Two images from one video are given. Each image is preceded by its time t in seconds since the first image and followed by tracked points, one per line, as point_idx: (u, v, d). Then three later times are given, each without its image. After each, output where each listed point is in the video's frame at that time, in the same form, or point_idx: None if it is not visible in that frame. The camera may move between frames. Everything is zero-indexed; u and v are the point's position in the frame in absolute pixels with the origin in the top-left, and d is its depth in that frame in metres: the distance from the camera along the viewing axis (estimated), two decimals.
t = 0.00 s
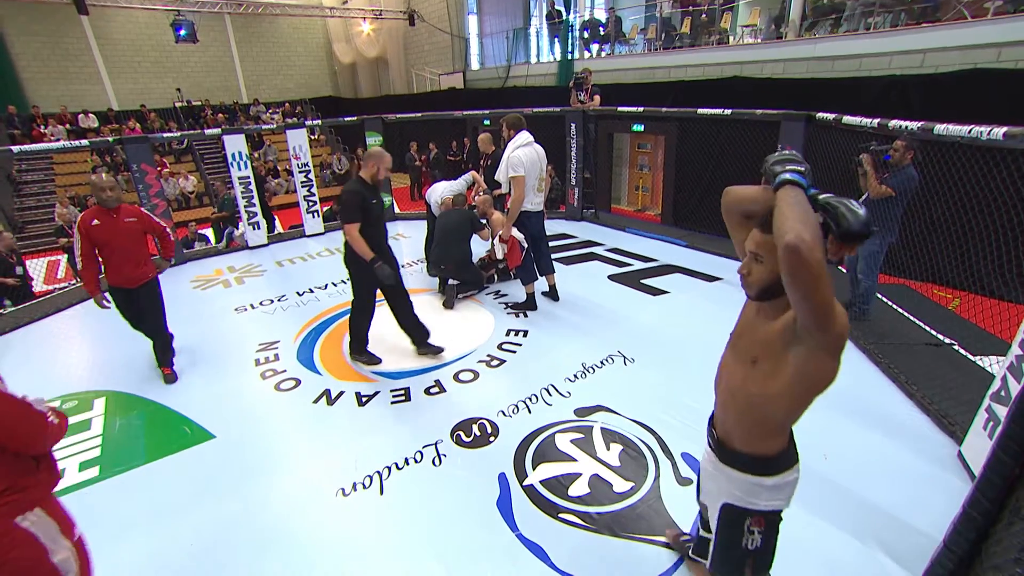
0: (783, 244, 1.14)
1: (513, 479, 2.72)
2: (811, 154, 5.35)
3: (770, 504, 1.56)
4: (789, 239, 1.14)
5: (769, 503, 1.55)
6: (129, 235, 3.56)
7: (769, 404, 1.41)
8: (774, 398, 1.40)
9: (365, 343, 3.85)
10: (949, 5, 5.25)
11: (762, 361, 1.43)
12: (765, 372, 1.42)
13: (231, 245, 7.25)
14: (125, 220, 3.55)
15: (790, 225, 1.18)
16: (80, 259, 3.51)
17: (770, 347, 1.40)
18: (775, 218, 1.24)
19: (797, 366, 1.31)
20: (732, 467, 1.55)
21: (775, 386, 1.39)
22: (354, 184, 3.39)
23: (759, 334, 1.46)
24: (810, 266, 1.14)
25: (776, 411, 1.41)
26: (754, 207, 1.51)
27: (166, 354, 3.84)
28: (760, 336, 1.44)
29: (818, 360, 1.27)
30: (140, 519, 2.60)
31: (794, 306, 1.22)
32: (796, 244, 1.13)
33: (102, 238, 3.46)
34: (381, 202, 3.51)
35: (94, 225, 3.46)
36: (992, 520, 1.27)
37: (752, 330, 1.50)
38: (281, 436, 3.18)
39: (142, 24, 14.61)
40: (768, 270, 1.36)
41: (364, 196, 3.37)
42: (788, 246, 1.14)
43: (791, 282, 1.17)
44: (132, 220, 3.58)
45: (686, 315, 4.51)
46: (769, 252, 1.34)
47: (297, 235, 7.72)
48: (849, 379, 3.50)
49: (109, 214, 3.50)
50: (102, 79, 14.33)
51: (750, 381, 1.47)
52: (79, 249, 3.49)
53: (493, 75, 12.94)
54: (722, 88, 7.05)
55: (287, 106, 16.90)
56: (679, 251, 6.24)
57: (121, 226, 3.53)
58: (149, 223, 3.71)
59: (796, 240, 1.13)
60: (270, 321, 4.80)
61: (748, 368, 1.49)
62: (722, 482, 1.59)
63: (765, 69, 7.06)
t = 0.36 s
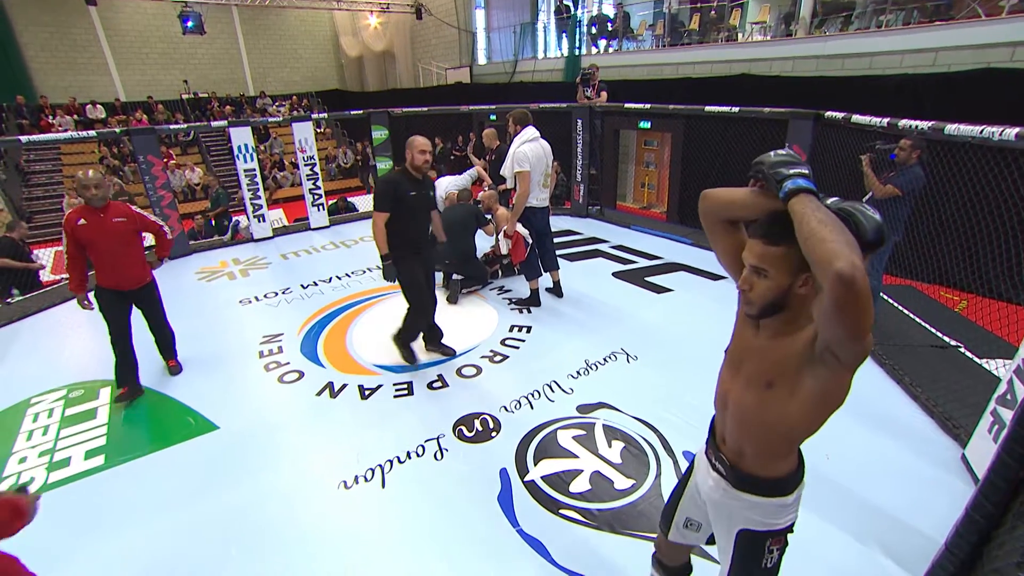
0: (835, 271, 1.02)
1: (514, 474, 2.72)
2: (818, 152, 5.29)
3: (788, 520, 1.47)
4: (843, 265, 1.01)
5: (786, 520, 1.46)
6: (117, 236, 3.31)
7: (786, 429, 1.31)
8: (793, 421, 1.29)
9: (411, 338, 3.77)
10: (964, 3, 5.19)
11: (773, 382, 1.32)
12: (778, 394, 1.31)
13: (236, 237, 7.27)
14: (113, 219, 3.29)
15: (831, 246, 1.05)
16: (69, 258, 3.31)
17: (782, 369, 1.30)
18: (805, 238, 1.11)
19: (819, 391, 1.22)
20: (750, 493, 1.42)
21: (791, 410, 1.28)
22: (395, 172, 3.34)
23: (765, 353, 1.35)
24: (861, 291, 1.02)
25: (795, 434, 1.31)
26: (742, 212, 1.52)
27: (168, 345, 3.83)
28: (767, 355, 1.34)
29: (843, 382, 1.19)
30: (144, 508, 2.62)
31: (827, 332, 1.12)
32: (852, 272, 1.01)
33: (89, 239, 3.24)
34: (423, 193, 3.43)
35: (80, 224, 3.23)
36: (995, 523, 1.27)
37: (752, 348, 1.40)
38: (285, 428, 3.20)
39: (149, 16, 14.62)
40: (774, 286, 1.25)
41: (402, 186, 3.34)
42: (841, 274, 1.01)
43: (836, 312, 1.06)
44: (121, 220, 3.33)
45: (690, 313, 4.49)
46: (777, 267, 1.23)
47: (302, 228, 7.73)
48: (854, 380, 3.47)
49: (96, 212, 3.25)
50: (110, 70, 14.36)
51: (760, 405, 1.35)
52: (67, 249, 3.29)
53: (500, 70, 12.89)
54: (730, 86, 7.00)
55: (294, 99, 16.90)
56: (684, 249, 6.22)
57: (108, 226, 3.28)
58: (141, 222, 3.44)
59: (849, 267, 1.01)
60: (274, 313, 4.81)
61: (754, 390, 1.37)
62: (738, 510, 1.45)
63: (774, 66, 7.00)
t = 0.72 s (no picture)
0: (806, 267, 0.97)
1: (523, 468, 2.73)
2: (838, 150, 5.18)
3: (750, 538, 1.46)
4: (815, 260, 0.96)
5: (747, 538, 1.45)
6: (108, 233, 3.10)
7: (749, 438, 1.27)
8: (756, 432, 1.25)
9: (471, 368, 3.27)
10: None
11: (735, 391, 1.27)
12: (740, 404, 1.27)
13: (251, 227, 7.35)
14: (102, 215, 3.08)
15: (800, 240, 1.00)
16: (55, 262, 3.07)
17: (743, 376, 1.26)
18: (772, 234, 1.06)
19: (784, 398, 1.19)
20: (713, 510, 1.40)
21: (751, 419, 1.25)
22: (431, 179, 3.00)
23: (725, 361, 1.31)
24: (832, 289, 0.98)
25: (757, 447, 1.28)
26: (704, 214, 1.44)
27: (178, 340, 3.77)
28: (727, 363, 1.29)
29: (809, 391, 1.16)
30: (160, 493, 2.67)
31: (795, 333, 1.07)
32: (824, 267, 0.96)
33: (78, 240, 3.02)
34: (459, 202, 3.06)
35: (66, 224, 3.00)
36: (1012, 531, 1.25)
37: (712, 355, 1.35)
38: (297, 417, 3.24)
39: (169, 7, 14.77)
40: (736, 288, 1.21)
41: (434, 195, 2.98)
42: (812, 270, 0.96)
43: (806, 311, 1.01)
44: (110, 215, 3.11)
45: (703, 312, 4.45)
46: (740, 268, 1.19)
47: (316, 219, 7.79)
48: (869, 382, 3.42)
49: (83, 210, 3.02)
50: (131, 61, 14.54)
51: (722, 415, 1.30)
52: (52, 251, 3.04)
53: (515, 64, 12.84)
54: (749, 81, 6.90)
55: (310, 91, 16.99)
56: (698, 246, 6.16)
57: (96, 222, 3.06)
58: (131, 218, 3.24)
59: (820, 262, 0.97)
60: (287, 303, 4.86)
61: (715, 400, 1.32)
62: (700, 527, 1.43)
63: (795, 61, 6.89)
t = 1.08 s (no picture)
0: (687, 269, 0.98)
1: (537, 467, 2.72)
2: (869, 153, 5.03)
3: (694, 558, 1.43)
4: (698, 263, 0.96)
5: (692, 557, 1.43)
6: (129, 239, 2.84)
7: (691, 446, 1.28)
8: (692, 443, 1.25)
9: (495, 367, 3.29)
10: None
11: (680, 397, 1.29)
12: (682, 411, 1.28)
13: (275, 220, 7.48)
14: (125, 219, 2.82)
15: (699, 244, 1.01)
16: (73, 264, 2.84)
17: (692, 383, 1.27)
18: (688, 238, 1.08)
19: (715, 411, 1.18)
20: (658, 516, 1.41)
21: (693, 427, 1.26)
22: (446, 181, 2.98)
23: (679, 367, 1.32)
24: (715, 295, 0.97)
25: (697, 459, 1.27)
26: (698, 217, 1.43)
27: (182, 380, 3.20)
28: (680, 369, 1.31)
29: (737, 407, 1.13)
30: (182, 477, 2.74)
31: (703, 339, 1.08)
32: (700, 269, 0.96)
33: (97, 242, 2.78)
34: (476, 204, 2.94)
35: (87, 224, 2.77)
36: None
37: (673, 361, 1.37)
38: (315, 408, 3.28)
39: (201, 3, 15.08)
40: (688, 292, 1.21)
41: (448, 197, 2.94)
42: (691, 272, 0.97)
43: (697, 316, 1.02)
44: (133, 219, 2.84)
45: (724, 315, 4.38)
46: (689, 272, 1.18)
47: (338, 213, 7.88)
48: (894, 391, 3.33)
49: (106, 212, 2.78)
50: (164, 56, 14.89)
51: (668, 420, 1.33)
52: (71, 252, 2.82)
53: (539, 61, 12.81)
54: (778, 82, 6.77)
55: (335, 87, 17.20)
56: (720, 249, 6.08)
57: (119, 225, 2.81)
58: (155, 222, 2.96)
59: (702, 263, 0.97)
60: (308, 296, 4.93)
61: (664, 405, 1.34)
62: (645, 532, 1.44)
63: (825, 62, 6.74)
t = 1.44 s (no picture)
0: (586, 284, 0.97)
1: (554, 463, 2.72)
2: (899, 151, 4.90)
3: None
4: (591, 273, 0.96)
5: None
6: (159, 241, 2.82)
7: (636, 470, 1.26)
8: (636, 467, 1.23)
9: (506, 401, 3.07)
10: None
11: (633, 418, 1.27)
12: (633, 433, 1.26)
13: (298, 216, 7.60)
14: (156, 220, 2.81)
15: (608, 255, 0.99)
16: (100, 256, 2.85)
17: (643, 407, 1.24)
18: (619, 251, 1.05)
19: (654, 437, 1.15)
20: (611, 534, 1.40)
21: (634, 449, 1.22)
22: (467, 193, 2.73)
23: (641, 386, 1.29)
24: (615, 314, 0.95)
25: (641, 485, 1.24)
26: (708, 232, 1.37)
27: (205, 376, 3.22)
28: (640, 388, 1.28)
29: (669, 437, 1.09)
30: (208, 465, 2.80)
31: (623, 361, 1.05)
32: (595, 284, 0.95)
33: (127, 241, 2.78)
34: (491, 218, 2.60)
35: (118, 223, 2.77)
36: None
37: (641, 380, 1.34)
38: (336, 401, 3.33)
39: (229, 3, 15.37)
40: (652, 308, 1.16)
41: (465, 209, 2.68)
42: (589, 288, 0.96)
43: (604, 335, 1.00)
44: (164, 222, 2.83)
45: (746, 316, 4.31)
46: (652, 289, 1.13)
47: (360, 209, 7.97)
48: (921, 396, 3.24)
49: (138, 212, 2.78)
50: (193, 55, 15.21)
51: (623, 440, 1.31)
52: (100, 244, 2.83)
53: (561, 58, 12.76)
54: (808, 76, 6.59)
55: (358, 85, 17.39)
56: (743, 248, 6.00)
57: (151, 227, 2.80)
58: (186, 225, 2.95)
59: (598, 279, 0.95)
60: (330, 290, 4.99)
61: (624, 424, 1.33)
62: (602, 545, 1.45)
63: (855, 57, 6.59)
